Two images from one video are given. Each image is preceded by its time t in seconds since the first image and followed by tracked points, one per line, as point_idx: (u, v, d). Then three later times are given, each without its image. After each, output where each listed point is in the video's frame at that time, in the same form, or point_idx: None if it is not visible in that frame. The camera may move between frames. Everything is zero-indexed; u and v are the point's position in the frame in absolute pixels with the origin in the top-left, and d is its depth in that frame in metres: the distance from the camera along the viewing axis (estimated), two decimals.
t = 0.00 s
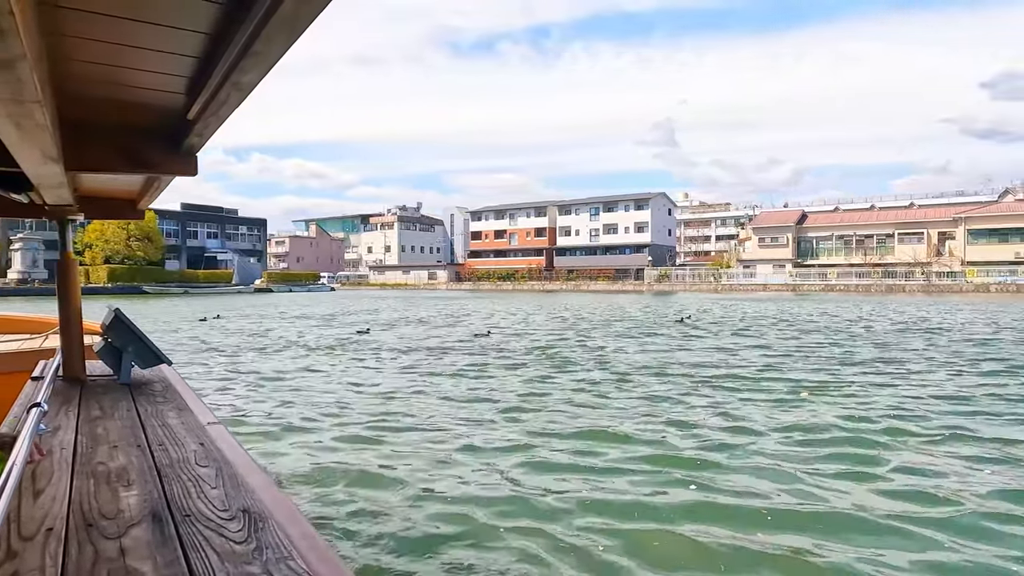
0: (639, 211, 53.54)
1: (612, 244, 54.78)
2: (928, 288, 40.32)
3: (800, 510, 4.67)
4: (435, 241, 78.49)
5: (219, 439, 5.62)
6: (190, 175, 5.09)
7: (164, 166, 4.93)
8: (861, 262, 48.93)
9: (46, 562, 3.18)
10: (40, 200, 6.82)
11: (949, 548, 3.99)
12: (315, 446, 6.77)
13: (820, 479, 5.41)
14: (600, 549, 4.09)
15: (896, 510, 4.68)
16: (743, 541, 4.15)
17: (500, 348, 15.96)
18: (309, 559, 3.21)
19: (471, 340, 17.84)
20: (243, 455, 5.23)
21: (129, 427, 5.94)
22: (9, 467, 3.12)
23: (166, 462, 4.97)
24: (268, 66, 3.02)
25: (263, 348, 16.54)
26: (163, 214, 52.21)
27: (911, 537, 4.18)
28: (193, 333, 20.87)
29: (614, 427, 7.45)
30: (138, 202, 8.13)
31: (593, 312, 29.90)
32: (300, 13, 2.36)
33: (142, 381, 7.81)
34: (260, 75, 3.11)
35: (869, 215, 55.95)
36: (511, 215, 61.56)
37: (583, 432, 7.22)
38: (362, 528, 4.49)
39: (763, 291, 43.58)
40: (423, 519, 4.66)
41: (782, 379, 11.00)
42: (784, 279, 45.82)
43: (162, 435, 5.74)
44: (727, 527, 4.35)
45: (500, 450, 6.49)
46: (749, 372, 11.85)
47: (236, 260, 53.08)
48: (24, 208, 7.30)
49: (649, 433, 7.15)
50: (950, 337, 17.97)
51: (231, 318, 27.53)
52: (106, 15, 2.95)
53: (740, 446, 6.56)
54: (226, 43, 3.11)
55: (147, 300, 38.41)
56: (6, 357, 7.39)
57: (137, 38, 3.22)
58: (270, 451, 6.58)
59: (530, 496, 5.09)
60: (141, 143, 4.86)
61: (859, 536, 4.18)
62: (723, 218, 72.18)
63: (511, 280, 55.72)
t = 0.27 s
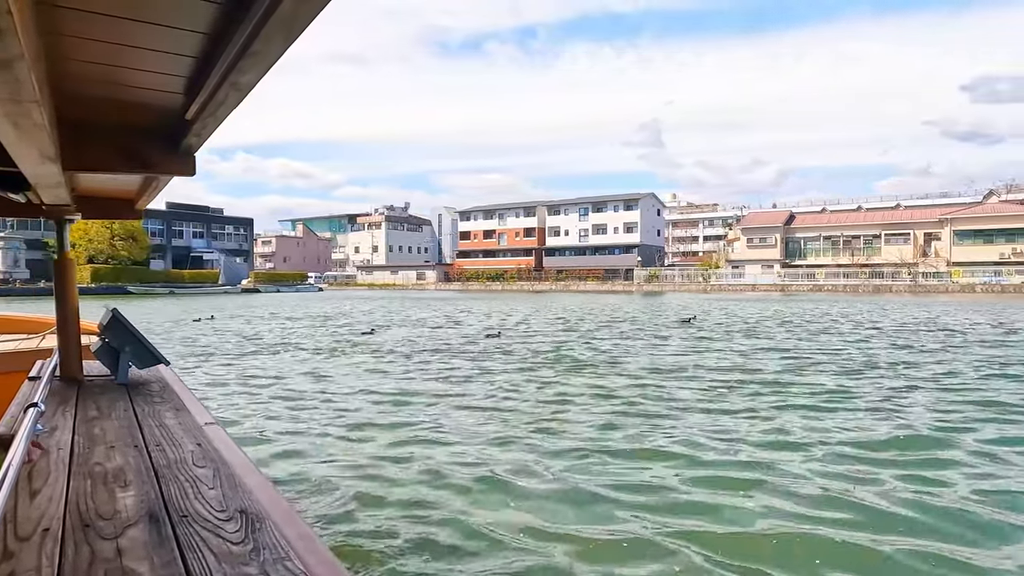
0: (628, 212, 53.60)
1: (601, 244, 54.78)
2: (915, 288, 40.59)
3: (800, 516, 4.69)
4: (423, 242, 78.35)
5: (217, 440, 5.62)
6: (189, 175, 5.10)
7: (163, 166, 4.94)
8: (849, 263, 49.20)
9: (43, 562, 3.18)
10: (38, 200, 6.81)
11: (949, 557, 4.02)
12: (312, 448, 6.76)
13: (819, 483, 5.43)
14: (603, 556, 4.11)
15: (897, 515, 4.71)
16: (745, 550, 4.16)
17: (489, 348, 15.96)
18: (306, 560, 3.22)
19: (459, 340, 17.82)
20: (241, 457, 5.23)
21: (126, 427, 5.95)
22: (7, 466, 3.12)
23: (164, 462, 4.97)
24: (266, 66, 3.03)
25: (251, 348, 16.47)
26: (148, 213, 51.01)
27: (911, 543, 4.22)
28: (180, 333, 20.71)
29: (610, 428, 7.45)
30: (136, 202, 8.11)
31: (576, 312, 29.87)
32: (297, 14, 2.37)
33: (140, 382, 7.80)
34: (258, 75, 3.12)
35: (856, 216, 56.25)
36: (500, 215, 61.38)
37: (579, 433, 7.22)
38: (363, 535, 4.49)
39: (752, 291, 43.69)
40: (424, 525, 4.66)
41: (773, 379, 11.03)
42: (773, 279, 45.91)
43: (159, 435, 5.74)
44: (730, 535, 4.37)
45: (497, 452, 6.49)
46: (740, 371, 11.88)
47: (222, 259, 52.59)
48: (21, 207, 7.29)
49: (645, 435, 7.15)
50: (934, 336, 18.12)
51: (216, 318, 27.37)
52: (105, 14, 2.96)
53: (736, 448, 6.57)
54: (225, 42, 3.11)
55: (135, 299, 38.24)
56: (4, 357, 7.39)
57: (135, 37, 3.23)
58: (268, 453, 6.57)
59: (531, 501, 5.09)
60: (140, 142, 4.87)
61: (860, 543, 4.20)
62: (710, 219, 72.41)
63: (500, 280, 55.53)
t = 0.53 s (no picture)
0: (617, 212, 53.74)
1: (590, 244, 54.74)
2: (903, 289, 40.80)
3: (801, 519, 4.69)
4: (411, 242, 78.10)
5: (213, 441, 5.62)
6: (187, 175, 5.11)
7: (162, 166, 4.94)
8: (837, 263, 49.42)
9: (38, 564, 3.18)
10: (35, 200, 6.81)
11: (950, 559, 4.03)
12: (307, 450, 6.74)
13: (817, 486, 5.43)
14: (604, 559, 4.10)
15: (896, 517, 4.71)
16: (746, 552, 4.17)
17: (478, 348, 15.94)
18: (303, 561, 3.23)
19: (447, 341, 17.79)
20: (238, 457, 5.23)
21: (123, 428, 5.94)
22: (3, 467, 3.11)
23: (161, 463, 4.96)
24: (265, 65, 3.02)
25: (239, 348, 16.37)
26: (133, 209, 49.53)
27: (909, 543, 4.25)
28: (165, 333, 20.59)
29: (604, 430, 7.45)
30: (133, 202, 8.11)
31: (560, 312, 29.85)
32: (295, 14, 2.38)
33: (137, 382, 7.79)
34: (256, 76, 3.13)
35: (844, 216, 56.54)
36: (489, 215, 61.04)
37: (574, 436, 7.21)
38: (364, 535, 4.50)
39: (741, 292, 43.76)
40: (422, 528, 4.66)
41: (763, 380, 11.06)
42: (762, 280, 45.99)
43: (156, 436, 5.73)
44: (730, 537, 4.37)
45: (494, 455, 6.47)
46: (731, 372, 11.88)
47: (208, 259, 52.14)
48: (18, 207, 7.27)
49: (640, 437, 7.15)
50: (919, 336, 18.26)
51: (201, 318, 27.19)
52: (103, 15, 2.97)
53: (733, 450, 6.57)
54: (223, 41, 3.11)
55: (123, 300, 37.98)
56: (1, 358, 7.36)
57: (132, 37, 3.23)
58: (263, 456, 6.55)
59: (530, 503, 5.08)
60: (138, 143, 4.87)
61: (861, 545, 4.21)
62: (699, 220, 72.58)
63: (489, 280, 55.43)
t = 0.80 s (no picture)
0: (608, 212, 53.87)
1: (581, 244, 54.74)
2: (891, 289, 41.02)
3: (805, 512, 4.71)
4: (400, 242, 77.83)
5: (210, 442, 5.63)
6: (184, 176, 5.13)
7: (159, 166, 4.96)
8: (826, 263, 49.62)
9: (34, 565, 3.19)
10: (32, 201, 6.83)
11: (954, 549, 4.05)
12: (304, 451, 6.72)
13: (820, 481, 5.44)
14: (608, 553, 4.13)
15: (892, 509, 4.76)
16: (748, 544, 4.20)
17: (470, 348, 15.95)
18: (299, 561, 3.25)
19: (437, 341, 17.76)
20: (235, 458, 5.25)
21: (120, 429, 5.94)
22: None
23: (157, 464, 4.97)
24: (262, 65, 3.05)
25: (228, 349, 16.29)
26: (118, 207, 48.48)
27: (903, 533, 4.32)
28: (153, 334, 20.49)
29: (602, 429, 7.44)
30: (129, 203, 8.13)
31: (546, 313, 29.86)
32: (292, 15, 2.40)
33: (133, 383, 7.79)
34: (253, 76, 3.15)
35: (833, 217, 56.81)
36: (479, 215, 60.75)
37: (573, 435, 7.20)
38: (365, 533, 4.55)
39: (731, 292, 43.85)
40: (426, 526, 4.64)
41: (756, 379, 11.08)
42: (752, 280, 46.10)
43: (153, 436, 5.73)
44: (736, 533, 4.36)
45: (493, 454, 6.47)
46: (723, 371, 11.92)
47: (196, 259, 51.73)
48: (15, 208, 7.29)
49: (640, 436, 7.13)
50: (905, 336, 18.40)
51: (188, 318, 27.06)
52: (101, 16, 2.98)
53: (728, 447, 6.61)
54: (220, 41, 3.13)
55: (111, 300, 37.74)
56: None
57: (129, 38, 3.24)
58: (262, 457, 6.52)
59: (534, 501, 5.09)
60: (136, 143, 4.89)
61: (865, 537, 4.24)
62: (688, 220, 72.73)
63: (480, 280, 55.33)
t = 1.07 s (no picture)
0: (598, 212, 53.88)
1: (572, 244, 54.68)
2: (879, 289, 41.17)
3: (812, 514, 4.69)
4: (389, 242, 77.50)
5: (207, 443, 5.61)
6: (180, 175, 5.10)
7: (155, 166, 4.93)
8: (815, 264, 49.77)
9: (29, 566, 3.17)
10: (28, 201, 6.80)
11: (967, 554, 4.03)
12: (301, 451, 6.68)
13: (824, 483, 5.42)
14: (616, 553, 4.10)
15: (891, 509, 4.80)
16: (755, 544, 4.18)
17: (460, 349, 15.92)
18: (297, 563, 3.24)
19: (426, 342, 17.71)
20: (232, 459, 5.23)
21: (117, 429, 5.91)
22: None
23: (154, 465, 4.94)
24: (260, 64, 3.04)
25: (216, 350, 16.19)
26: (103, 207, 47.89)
27: (901, 533, 4.37)
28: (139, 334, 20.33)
29: (600, 430, 7.42)
30: (126, 203, 8.11)
31: (532, 313, 29.84)
32: (289, 15, 2.39)
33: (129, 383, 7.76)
34: (250, 75, 3.15)
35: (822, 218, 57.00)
36: (469, 215, 60.54)
37: (571, 436, 7.17)
38: (368, 527, 4.58)
39: (721, 292, 43.88)
40: (429, 524, 4.61)
41: (750, 380, 11.09)
42: (742, 280, 46.13)
43: (150, 437, 5.71)
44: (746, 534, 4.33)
45: (492, 454, 6.44)
46: (717, 372, 11.91)
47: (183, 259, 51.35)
48: (11, 208, 7.25)
49: (638, 436, 7.12)
50: (893, 337, 18.51)
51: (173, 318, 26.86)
52: (97, 15, 2.97)
53: (724, 447, 6.65)
54: (217, 40, 3.12)
55: (98, 300, 37.45)
56: None
57: (127, 37, 3.23)
58: (260, 455, 6.48)
59: (537, 501, 5.07)
60: (133, 143, 4.87)
61: (876, 540, 4.23)
62: (677, 221, 72.81)
63: (470, 280, 55.19)
